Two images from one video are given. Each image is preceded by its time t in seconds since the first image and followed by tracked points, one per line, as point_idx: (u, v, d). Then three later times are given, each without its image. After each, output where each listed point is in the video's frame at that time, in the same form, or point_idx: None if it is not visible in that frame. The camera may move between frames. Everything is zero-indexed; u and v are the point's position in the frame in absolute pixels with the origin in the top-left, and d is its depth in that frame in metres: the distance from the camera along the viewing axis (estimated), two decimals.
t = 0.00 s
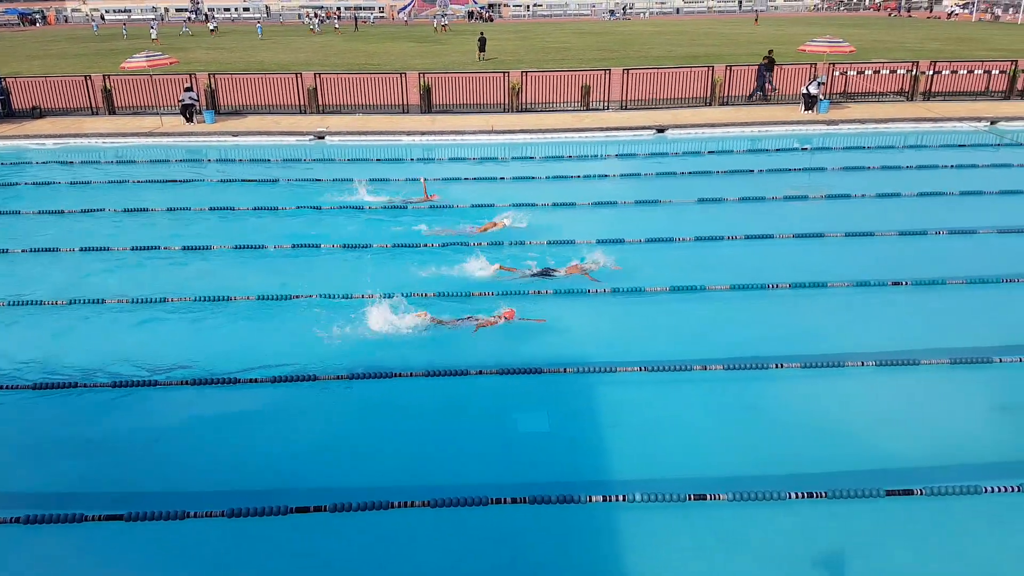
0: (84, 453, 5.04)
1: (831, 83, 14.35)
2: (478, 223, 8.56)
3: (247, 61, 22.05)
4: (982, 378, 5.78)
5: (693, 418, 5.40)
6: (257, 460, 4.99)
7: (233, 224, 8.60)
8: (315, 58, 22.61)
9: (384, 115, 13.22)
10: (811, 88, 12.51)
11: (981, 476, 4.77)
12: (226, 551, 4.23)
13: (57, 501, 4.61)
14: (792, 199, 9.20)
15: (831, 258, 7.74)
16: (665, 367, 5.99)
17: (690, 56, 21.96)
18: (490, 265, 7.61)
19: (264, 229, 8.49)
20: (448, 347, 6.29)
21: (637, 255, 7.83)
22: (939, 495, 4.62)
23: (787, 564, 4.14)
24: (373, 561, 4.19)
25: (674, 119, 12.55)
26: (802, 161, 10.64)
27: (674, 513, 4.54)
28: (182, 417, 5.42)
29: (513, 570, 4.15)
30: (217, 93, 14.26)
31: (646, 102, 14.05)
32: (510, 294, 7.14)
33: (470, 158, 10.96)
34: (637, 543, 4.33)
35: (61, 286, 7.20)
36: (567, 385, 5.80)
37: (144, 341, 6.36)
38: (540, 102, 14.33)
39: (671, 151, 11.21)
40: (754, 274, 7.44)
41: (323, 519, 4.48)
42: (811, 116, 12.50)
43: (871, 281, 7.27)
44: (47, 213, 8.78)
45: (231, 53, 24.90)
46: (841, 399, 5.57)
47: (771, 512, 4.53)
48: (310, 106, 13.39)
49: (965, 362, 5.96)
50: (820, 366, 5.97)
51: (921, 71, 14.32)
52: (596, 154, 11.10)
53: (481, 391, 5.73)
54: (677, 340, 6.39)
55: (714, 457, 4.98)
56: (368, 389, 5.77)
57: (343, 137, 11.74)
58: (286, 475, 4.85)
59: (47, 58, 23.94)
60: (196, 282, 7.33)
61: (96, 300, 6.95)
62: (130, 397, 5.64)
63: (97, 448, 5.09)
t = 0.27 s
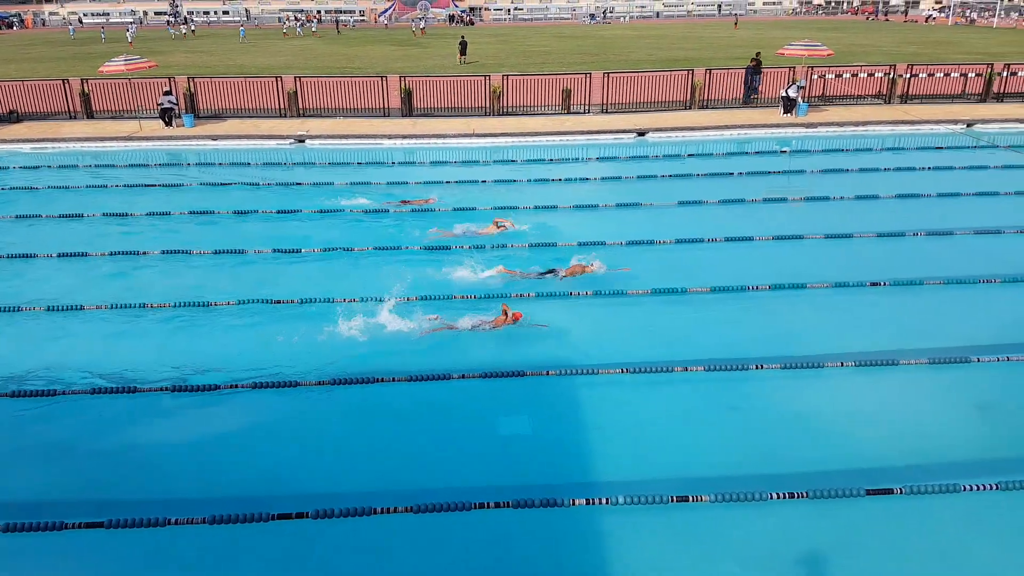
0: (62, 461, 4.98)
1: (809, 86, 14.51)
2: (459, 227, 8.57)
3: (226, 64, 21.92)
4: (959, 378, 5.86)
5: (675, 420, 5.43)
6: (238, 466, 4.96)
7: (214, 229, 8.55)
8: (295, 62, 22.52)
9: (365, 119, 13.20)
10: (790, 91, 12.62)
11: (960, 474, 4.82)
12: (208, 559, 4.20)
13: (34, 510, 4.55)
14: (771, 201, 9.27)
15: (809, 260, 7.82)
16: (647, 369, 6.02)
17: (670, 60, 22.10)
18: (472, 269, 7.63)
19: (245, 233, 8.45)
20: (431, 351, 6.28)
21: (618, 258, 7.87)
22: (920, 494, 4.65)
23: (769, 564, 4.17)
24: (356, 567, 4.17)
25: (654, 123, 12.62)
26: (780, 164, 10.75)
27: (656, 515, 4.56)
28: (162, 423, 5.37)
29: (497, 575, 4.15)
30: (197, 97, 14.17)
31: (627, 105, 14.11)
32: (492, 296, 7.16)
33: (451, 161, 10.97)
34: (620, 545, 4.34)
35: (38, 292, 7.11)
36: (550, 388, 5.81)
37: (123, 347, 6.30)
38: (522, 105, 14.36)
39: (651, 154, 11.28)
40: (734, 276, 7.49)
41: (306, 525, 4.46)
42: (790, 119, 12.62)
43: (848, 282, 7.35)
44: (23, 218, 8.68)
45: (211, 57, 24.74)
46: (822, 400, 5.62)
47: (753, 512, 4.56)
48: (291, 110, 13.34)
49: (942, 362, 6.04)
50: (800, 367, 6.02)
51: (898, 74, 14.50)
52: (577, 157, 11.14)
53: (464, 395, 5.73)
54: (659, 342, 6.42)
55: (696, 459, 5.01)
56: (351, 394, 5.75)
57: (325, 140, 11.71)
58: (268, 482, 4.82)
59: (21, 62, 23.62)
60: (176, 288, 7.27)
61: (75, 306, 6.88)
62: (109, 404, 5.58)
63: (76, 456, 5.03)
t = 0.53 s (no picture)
0: (37, 472, 4.92)
1: (784, 84, 14.66)
2: (438, 228, 8.57)
3: (200, 67, 21.71)
4: (932, 371, 5.96)
5: (655, 418, 5.46)
6: (218, 474, 4.92)
7: (189, 233, 8.47)
8: (270, 64, 22.35)
9: (342, 120, 13.15)
10: (764, 89, 12.75)
11: (935, 466, 4.89)
12: (187, 567, 4.17)
13: (9, 522, 4.49)
14: (747, 199, 9.37)
15: (785, 256, 7.90)
16: (627, 367, 6.06)
17: (646, 60, 22.22)
18: (451, 271, 7.63)
19: (222, 237, 8.38)
20: (411, 353, 6.28)
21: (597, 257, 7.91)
22: (896, 487, 4.71)
23: (749, 559, 4.22)
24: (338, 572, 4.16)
25: (631, 122, 12.69)
26: (756, 161, 10.86)
27: (637, 513, 4.59)
28: (139, 431, 5.32)
29: None
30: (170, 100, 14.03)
31: (604, 105, 14.17)
32: (472, 297, 7.17)
33: (429, 162, 10.95)
34: (602, 543, 4.37)
35: (11, 300, 7.01)
36: (531, 388, 5.83)
37: (98, 355, 6.23)
38: (499, 106, 14.37)
39: (629, 153, 11.34)
40: (711, 274, 7.56)
41: (287, 531, 4.44)
42: (764, 117, 12.76)
43: (823, 279, 7.45)
44: None
45: (185, 59, 24.46)
46: (800, 395, 5.69)
47: (732, 508, 4.61)
48: (266, 112, 13.25)
49: (916, 355, 6.14)
50: (778, 363, 6.09)
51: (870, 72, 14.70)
52: (555, 157, 11.17)
53: (445, 397, 5.73)
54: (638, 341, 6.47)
55: (676, 457, 5.05)
56: (331, 398, 5.73)
57: (301, 143, 11.64)
58: (248, 488, 4.80)
59: None
60: (152, 293, 7.20)
61: (47, 313, 6.78)
62: (85, 413, 5.52)
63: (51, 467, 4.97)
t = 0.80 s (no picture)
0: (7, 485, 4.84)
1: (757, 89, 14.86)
2: (416, 233, 8.57)
3: (174, 70, 21.49)
4: (904, 370, 6.07)
5: (633, 422, 5.51)
6: (194, 484, 4.88)
7: (163, 239, 8.38)
8: (245, 68, 22.18)
9: (318, 125, 13.09)
10: (737, 94, 12.90)
11: (907, 464, 4.97)
12: None
13: None
14: (721, 202, 9.47)
15: (760, 259, 8.01)
16: (605, 371, 6.10)
17: (621, 64, 22.38)
18: (430, 275, 7.64)
19: (196, 243, 8.31)
20: (389, 358, 6.27)
21: (574, 261, 7.95)
22: (869, 486, 4.78)
23: (726, 560, 4.26)
24: None
25: (608, 126, 12.77)
26: (730, 165, 10.99)
27: (615, 516, 4.62)
28: (113, 442, 5.26)
29: None
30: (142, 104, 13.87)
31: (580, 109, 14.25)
32: (451, 301, 7.17)
33: (406, 167, 10.94)
34: (580, 547, 4.39)
35: None
36: (510, 393, 5.84)
37: (70, 364, 6.14)
38: (476, 110, 14.39)
39: (605, 157, 11.42)
40: (687, 276, 7.64)
41: (264, 540, 4.40)
42: (738, 121, 12.91)
43: (797, 281, 7.56)
44: None
45: (157, 63, 24.18)
46: (775, 396, 5.77)
47: (709, 510, 4.66)
48: (241, 116, 13.15)
49: (888, 356, 6.25)
50: (753, 365, 6.17)
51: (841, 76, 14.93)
52: (532, 161, 11.21)
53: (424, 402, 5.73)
54: (616, 344, 6.52)
55: (654, 460, 5.09)
56: (308, 405, 5.69)
57: (277, 147, 11.57)
58: (224, 497, 4.76)
59: None
60: (125, 301, 7.11)
61: (17, 321, 6.68)
62: (57, 423, 5.44)
63: (22, 479, 4.89)
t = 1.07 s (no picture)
0: None
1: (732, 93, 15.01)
2: (395, 239, 8.55)
3: (149, 76, 21.30)
4: (880, 370, 6.13)
5: (614, 425, 5.51)
6: (171, 493, 4.81)
7: (138, 245, 8.29)
8: (221, 73, 22.03)
9: (295, 130, 13.04)
10: (714, 98, 13.01)
11: (885, 463, 5.00)
12: None
13: None
14: (698, 205, 9.54)
15: (736, 261, 8.07)
16: (586, 374, 6.10)
17: (599, 69, 22.51)
18: (409, 281, 7.62)
19: (171, 249, 8.22)
20: (368, 364, 6.24)
21: (553, 264, 7.96)
22: (849, 486, 4.80)
23: (708, 560, 4.26)
24: None
25: (586, 131, 12.81)
26: (707, 168, 11.08)
27: (596, 518, 4.61)
28: (88, 451, 5.18)
29: None
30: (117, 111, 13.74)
31: (558, 115, 14.30)
32: (430, 305, 7.16)
33: (385, 171, 10.93)
34: (563, 549, 4.37)
35: None
36: (491, 397, 5.83)
37: (44, 373, 6.04)
38: (454, 115, 14.40)
39: (584, 161, 11.45)
40: (665, 279, 7.68)
41: (243, 548, 4.35)
42: (714, 125, 13.01)
43: (773, 282, 7.62)
44: None
45: (132, 69, 23.94)
46: (754, 398, 5.80)
47: (691, 511, 4.66)
48: (217, 122, 13.08)
49: (865, 356, 6.31)
50: (732, 366, 6.21)
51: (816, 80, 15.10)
52: (511, 166, 11.22)
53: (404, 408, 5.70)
54: (595, 347, 6.53)
55: (634, 463, 5.10)
56: (287, 412, 5.65)
57: (254, 152, 11.50)
58: (201, 506, 4.70)
59: None
60: (100, 308, 7.02)
61: None
62: (30, 433, 5.35)
63: None
